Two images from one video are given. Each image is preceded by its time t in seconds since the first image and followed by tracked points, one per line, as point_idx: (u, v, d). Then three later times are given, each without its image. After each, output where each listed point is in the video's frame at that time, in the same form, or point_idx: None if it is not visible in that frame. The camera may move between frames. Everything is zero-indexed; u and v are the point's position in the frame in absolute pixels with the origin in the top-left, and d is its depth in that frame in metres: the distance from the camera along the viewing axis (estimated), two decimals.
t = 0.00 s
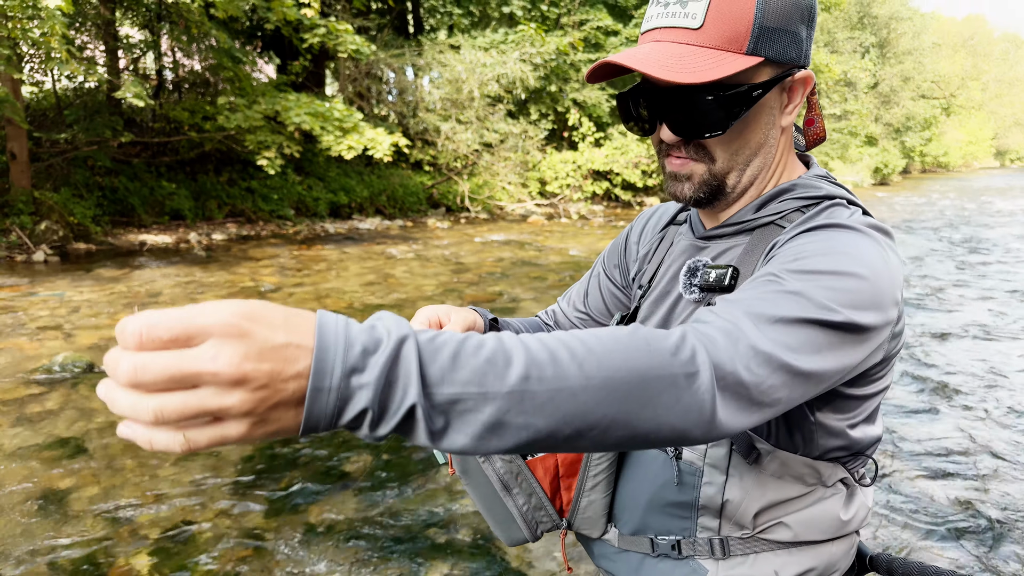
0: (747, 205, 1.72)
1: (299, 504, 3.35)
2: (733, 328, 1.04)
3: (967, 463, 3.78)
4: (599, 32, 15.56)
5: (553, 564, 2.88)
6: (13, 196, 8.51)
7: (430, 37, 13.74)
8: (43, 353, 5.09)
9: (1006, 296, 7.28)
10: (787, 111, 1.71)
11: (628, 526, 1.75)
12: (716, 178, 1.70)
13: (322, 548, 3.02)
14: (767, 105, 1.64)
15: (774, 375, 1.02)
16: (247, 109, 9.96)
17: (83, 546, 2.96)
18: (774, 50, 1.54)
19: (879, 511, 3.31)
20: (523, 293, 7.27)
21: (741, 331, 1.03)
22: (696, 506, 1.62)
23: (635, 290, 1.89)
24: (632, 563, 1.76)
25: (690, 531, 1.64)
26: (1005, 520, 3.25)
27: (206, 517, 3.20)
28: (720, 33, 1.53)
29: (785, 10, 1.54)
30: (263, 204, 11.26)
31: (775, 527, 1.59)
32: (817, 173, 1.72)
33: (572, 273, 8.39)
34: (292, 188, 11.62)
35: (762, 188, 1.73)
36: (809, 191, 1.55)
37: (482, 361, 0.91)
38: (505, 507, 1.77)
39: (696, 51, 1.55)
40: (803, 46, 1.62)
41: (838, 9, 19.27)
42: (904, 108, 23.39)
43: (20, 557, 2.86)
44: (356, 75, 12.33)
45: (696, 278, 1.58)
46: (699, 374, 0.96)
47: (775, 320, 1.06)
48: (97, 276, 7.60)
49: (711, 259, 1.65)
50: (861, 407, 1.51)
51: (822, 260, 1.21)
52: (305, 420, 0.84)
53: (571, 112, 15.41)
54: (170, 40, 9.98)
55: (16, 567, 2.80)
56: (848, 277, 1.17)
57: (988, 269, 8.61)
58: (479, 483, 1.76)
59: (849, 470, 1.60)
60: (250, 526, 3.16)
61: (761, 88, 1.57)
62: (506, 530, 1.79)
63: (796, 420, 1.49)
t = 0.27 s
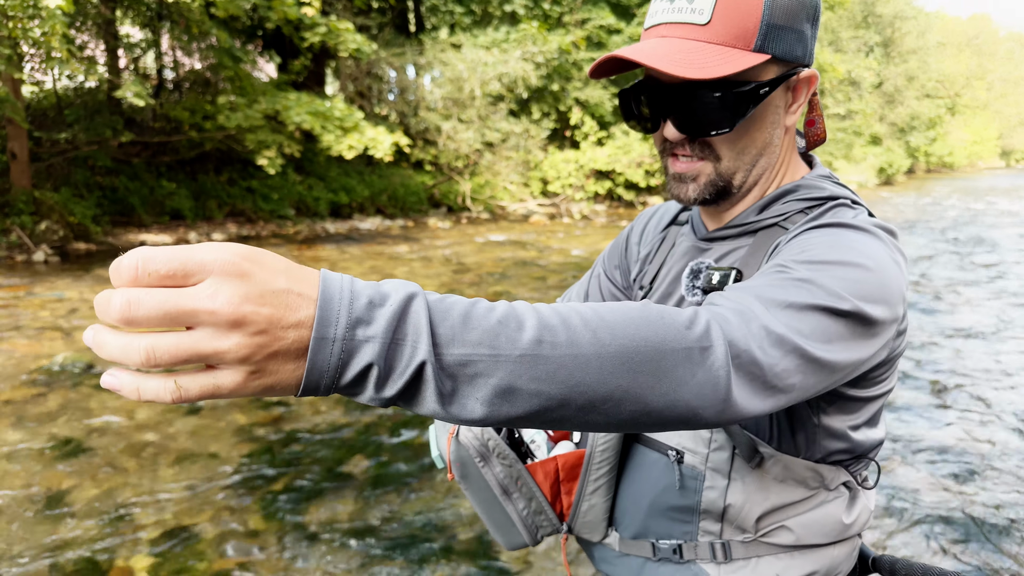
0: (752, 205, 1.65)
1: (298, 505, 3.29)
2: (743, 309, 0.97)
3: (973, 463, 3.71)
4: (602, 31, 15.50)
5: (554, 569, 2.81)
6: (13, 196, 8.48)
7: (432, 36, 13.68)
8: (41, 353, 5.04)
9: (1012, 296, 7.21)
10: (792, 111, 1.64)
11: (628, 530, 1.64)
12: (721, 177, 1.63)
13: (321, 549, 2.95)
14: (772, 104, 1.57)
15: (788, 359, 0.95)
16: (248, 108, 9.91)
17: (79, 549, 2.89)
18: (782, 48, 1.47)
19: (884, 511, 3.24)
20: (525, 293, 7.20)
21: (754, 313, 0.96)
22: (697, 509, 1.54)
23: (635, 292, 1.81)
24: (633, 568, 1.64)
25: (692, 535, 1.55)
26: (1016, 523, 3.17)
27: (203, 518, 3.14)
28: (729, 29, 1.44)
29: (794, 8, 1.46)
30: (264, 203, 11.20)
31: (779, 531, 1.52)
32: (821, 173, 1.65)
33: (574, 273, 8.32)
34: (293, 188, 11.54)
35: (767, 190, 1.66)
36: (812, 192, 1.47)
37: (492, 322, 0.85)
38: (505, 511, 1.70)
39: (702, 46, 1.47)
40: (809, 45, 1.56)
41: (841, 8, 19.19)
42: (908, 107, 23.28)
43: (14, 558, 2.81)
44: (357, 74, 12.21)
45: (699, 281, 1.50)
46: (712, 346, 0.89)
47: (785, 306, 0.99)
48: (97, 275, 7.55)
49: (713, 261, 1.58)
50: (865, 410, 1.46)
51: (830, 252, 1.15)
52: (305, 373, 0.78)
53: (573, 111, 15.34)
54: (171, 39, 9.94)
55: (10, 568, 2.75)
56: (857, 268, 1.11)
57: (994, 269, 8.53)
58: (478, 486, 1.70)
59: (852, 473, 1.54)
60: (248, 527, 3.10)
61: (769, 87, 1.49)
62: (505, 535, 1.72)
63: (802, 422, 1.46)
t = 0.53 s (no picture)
0: (748, 209, 1.65)
1: (300, 508, 3.29)
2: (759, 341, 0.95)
3: (975, 467, 3.70)
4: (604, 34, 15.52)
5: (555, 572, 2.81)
6: (16, 199, 8.51)
7: (434, 40, 13.70)
8: (44, 356, 5.05)
9: (1015, 299, 7.19)
10: (789, 117, 1.64)
11: (629, 534, 1.65)
12: (717, 179, 1.63)
13: (322, 551, 2.95)
14: (768, 108, 1.56)
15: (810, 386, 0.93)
16: (251, 111, 9.93)
17: (81, 550, 2.90)
18: (777, 52, 1.46)
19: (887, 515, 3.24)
20: (527, 296, 7.20)
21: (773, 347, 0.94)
22: (698, 514, 1.53)
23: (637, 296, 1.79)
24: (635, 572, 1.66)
25: (693, 539, 1.55)
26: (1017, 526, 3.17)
27: (205, 520, 3.14)
28: (721, 34, 1.44)
29: (789, 12, 1.45)
30: (266, 206, 11.21)
31: (779, 536, 1.51)
32: (821, 175, 1.67)
33: (575, 276, 8.32)
34: (295, 191, 11.59)
35: (763, 196, 1.65)
36: (813, 196, 1.47)
37: (513, 363, 0.84)
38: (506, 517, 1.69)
39: (696, 51, 1.46)
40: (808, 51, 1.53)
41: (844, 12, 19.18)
42: (910, 111, 23.25)
43: (17, 560, 2.82)
44: (359, 77, 12.31)
45: (701, 284, 1.49)
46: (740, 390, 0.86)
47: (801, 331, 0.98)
48: (99, 278, 7.57)
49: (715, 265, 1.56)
50: (868, 416, 1.43)
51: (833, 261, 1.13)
52: (336, 415, 0.78)
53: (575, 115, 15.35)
54: (174, 43, 9.98)
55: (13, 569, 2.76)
56: (866, 279, 1.10)
57: (997, 273, 8.52)
58: (479, 491, 1.67)
59: (854, 477, 1.53)
60: (250, 529, 3.10)
61: (762, 91, 1.49)
62: (508, 539, 1.72)
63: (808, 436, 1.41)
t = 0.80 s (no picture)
0: (736, 215, 1.57)
1: (300, 509, 3.33)
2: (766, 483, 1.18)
3: (970, 471, 3.74)
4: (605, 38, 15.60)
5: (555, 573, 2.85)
6: (21, 201, 8.59)
7: (436, 43, 13.77)
8: (49, 357, 5.11)
9: (1013, 302, 7.23)
10: (775, 121, 1.53)
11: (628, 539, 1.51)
12: (700, 185, 1.57)
13: (322, 552, 3.00)
14: (745, 113, 1.50)
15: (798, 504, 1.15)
16: (254, 115, 10.01)
17: (85, 550, 2.95)
18: (749, 58, 1.44)
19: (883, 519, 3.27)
20: (528, 299, 7.26)
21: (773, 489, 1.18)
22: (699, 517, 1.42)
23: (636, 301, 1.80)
24: None
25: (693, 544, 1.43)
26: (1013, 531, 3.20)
27: (208, 521, 3.19)
28: (693, 43, 1.46)
29: (762, 17, 1.42)
30: (269, 209, 11.30)
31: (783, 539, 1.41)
32: (820, 181, 1.60)
33: (576, 278, 8.38)
34: (298, 194, 11.71)
35: (752, 201, 1.57)
36: (811, 200, 1.47)
37: (606, 462, 1.21)
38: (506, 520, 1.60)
39: (669, 60, 1.49)
40: (791, 54, 1.47)
41: (844, 16, 19.26)
42: (910, 114, 23.33)
43: (23, 559, 2.87)
44: (362, 81, 12.48)
45: (699, 288, 1.52)
46: (749, 548, 1.14)
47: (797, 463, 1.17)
48: (103, 280, 7.64)
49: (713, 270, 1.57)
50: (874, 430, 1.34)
51: (826, 344, 1.21)
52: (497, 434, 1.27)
53: (576, 118, 15.44)
54: (178, 47, 10.07)
55: (19, 569, 2.81)
56: (854, 373, 1.18)
57: (996, 276, 8.57)
58: (479, 494, 1.61)
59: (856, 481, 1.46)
60: (253, 529, 3.16)
61: (735, 98, 1.48)
62: (506, 542, 1.63)
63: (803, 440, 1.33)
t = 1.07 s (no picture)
0: (742, 216, 1.56)
1: (302, 509, 3.35)
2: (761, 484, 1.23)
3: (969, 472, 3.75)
4: (607, 39, 15.64)
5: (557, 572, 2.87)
6: (24, 202, 8.63)
7: (438, 45, 13.79)
8: (52, 358, 5.13)
9: (1015, 304, 7.24)
10: (780, 125, 1.51)
11: (632, 538, 1.52)
12: (703, 188, 1.55)
13: (324, 553, 3.02)
14: (751, 118, 1.48)
15: (790, 508, 1.20)
16: (257, 116, 10.05)
17: (88, 549, 2.98)
18: (754, 65, 1.42)
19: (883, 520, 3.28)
20: (529, 300, 7.29)
21: (764, 492, 1.22)
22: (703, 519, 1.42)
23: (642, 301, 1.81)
24: None
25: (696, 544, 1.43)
26: (1014, 531, 3.22)
27: (210, 521, 3.22)
28: (696, 50, 1.43)
29: (767, 23, 1.39)
30: (271, 210, 11.35)
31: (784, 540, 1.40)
32: (825, 183, 1.58)
33: (578, 279, 8.40)
34: (300, 195, 11.75)
35: (757, 204, 1.56)
36: (815, 202, 1.46)
37: (623, 453, 1.28)
38: (508, 517, 1.53)
39: (672, 68, 1.47)
40: (794, 58, 1.45)
41: (846, 17, 19.26)
42: (912, 116, 23.36)
43: (27, 559, 2.90)
44: (365, 83, 12.53)
45: (702, 288, 1.52)
46: (742, 543, 1.21)
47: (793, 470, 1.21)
48: (105, 280, 7.68)
49: (717, 271, 1.56)
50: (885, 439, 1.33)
51: (823, 355, 1.22)
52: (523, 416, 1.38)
53: (577, 119, 15.47)
54: (181, 48, 10.09)
55: (24, 569, 2.84)
56: (849, 386, 1.19)
57: (996, 277, 8.59)
58: (482, 492, 1.52)
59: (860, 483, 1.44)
60: (256, 529, 3.18)
61: (740, 104, 1.45)
62: (509, 538, 1.57)
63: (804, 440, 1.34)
